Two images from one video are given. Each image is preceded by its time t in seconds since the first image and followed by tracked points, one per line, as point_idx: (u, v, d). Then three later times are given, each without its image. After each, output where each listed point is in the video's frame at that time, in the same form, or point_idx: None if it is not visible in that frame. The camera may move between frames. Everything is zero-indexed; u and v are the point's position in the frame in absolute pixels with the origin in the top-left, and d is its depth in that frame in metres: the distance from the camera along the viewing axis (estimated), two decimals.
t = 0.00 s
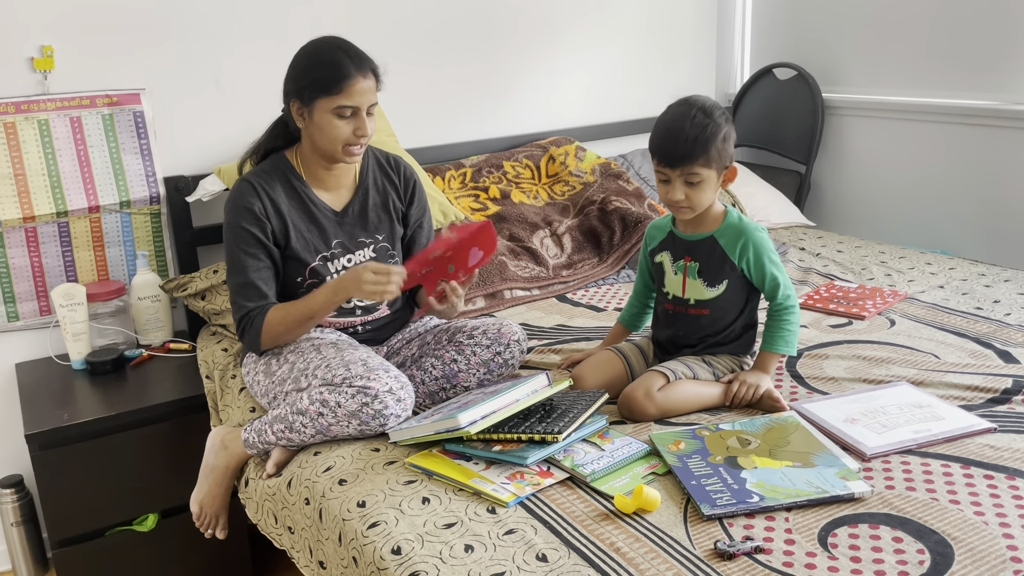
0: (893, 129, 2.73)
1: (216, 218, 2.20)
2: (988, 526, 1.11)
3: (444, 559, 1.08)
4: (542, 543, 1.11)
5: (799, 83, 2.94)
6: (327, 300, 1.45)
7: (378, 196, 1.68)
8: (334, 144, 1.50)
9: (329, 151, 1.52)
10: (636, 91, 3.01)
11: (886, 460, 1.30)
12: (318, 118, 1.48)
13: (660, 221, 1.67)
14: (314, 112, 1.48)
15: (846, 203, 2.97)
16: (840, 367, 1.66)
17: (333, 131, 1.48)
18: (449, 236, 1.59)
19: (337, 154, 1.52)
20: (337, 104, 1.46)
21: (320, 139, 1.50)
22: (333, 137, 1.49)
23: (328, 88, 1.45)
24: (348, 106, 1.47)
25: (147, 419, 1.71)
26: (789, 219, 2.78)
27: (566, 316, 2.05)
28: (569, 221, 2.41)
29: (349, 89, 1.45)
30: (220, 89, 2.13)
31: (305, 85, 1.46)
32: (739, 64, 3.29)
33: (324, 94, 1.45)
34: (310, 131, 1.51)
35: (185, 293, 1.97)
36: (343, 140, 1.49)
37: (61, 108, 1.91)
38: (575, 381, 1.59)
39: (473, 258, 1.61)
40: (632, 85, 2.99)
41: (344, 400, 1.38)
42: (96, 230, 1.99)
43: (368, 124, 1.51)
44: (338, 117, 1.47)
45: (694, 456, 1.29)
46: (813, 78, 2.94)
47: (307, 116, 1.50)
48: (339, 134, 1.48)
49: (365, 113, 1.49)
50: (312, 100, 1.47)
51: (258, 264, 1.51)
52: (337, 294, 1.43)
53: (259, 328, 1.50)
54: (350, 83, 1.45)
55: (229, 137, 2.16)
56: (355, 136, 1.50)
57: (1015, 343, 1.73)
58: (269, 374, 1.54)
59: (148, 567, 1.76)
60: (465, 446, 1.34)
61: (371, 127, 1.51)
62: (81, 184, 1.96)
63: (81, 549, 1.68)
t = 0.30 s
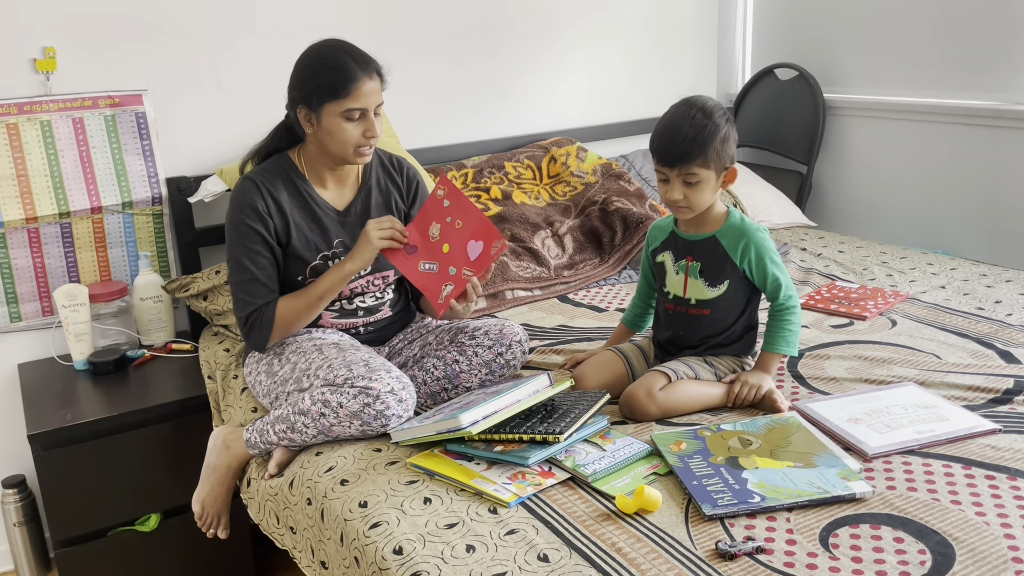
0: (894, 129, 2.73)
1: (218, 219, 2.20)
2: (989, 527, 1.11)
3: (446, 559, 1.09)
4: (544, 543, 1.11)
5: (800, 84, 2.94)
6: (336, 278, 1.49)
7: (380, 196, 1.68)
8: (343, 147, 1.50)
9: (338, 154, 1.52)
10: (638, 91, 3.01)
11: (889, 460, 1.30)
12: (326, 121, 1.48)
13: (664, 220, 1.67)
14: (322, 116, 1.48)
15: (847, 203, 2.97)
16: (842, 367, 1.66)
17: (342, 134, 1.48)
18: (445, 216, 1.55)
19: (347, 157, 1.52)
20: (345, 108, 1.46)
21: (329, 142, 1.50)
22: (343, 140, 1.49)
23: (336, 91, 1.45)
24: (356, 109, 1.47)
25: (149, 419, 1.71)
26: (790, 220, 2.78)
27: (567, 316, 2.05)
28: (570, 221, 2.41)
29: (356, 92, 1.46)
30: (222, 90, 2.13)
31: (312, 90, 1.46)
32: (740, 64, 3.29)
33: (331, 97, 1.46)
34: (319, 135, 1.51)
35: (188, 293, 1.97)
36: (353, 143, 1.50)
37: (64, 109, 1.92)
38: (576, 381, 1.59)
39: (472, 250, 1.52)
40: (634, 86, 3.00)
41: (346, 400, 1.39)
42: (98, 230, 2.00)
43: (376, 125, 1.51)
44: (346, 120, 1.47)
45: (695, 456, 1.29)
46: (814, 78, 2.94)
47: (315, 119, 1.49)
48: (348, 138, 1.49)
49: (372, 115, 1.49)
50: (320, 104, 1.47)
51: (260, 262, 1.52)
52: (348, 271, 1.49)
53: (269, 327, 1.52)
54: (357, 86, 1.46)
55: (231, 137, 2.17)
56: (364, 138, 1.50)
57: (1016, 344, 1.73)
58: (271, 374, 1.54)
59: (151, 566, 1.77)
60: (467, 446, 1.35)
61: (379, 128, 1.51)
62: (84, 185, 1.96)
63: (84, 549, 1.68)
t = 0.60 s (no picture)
0: (897, 129, 2.73)
1: (221, 219, 2.20)
2: (992, 528, 1.11)
3: (448, 560, 1.09)
4: (547, 544, 1.11)
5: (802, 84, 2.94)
6: (342, 276, 1.50)
7: (383, 195, 1.68)
8: (346, 148, 1.50)
9: (342, 155, 1.52)
10: (640, 92, 3.01)
11: (891, 461, 1.29)
12: (329, 123, 1.48)
13: (664, 221, 1.67)
14: (323, 118, 1.48)
15: (850, 204, 2.97)
16: (844, 368, 1.66)
17: (345, 136, 1.49)
18: (454, 220, 1.54)
19: (352, 158, 1.53)
20: (349, 110, 1.46)
21: (332, 144, 1.51)
22: (346, 142, 1.49)
23: (339, 94, 1.45)
24: (359, 111, 1.47)
25: (151, 420, 1.71)
26: (793, 220, 2.78)
27: (570, 317, 2.05)
28: (572, 222, 2.41)
29: (359, 94, 1.46)
30: (224, 91, 2.13)
31: (315, 93, 1.47)
32: (743, 65, 3.29)
33: (334, 99, 1.46)
34: (322, 137, 1.51)
35: (190, 294, 1.97)
36: (356, 145, 1.50)
37: (66, 111, 1.92)
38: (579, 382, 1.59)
39: (474, 251, 1.52)
40: (635, 87, 2.99)
41: (348, 401, 1.39)
42: (101, 231, 2.00)
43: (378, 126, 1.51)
44: (349, 122, 1.48)
45: (698, 456, 1.29)
46: (816, 79, 2.94)
47: (316, 121, 1.49)
48: (351, 140, 1.49)
49: (376, 116, 1.49)
50: (322, 106, 1.47)
51: (264, 260, 1.52)
52: (353, 268, 1.50)
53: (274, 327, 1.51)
54: (359, 88, 1.45)
55: (234, 138, 2.17)
56: (367, 139, 1.50)
57: (1019, 344, 1.73)
58: (273, 375, 1.54)
59: (153, 567, 1.77)
60: (469, 447, 1.35)
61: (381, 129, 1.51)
62: (86, 186, 1.97)
63: (87, 549, 1.68)
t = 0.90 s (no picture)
0: (899, 130, 2.73)
1: (223, 221, 2.21)
2: (994, 530, 1.10)
3: (450, 562, 1.09)
4: (549, 546, 1.11)
5: (805, 84, 2.94)
6: (341, 282, 1.49)
7: (385, 198, 1.68)
8: (337, 143, 1.49)
9: (334, 151, 1.52)
10: (642, 93, 3.01)
11: (894, 463, 1.29)
12: (320, 117, 1.48)
13: (660, 221, 1.67)
14: (313, 111, 1.48)
15: (852, 204, 2.96)
16: (847, 369, 1.66)
17: (336, 130, 1.48)
18: (456, 219, 1.54)
19: (342, 153, 1.52)
20: (337, 103, 1.46)
21: (324, 139, 1.50)
22: (335, 135, 1.48)
23: (328, 87, 1.45)
24: (348, 104, 1.46)
25: (154, 421, 1.71)
26: (796, 221, 2.77)
27: (572, 318, 2.05)
28: (575, 223, 2.41)
29: (347, 86, 1.45)
30: (227, 93, 2.13)
31: (307, 87, 1.47)
32: (745, 65, 3.29)
33: (323, 92, 1.46)
34: (316, 132, 1.51)
35: (192, 296, 1.98)
36: (347, 139, 1.49)
37: (69, 112, 1.92)
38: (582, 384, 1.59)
39: (483, 254, 1.54)
40: (638, 88, 2.99)
41: (350, 402, 1.39)
42: (104, 232, 2.00)
43: (371, 122, 1.50)
44: (338, 115, 1.47)
45: (700, 458, 1.29)
46: (819, 79, 2.94)
47: (308, 116, 1.50)
48: (341, 134, 1.48)
49: (367, 111, 1.48)
50: (314, 101, 1.47)
51: (265, 263, 1.52)
52: (351, 275, 1.48)
53: (272, 330, 1.52)
54: (349, 81, 1.45)
55: (237, 139, 2.17)
56: (357, 134, 1.48)
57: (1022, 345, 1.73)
58: (275, 377, 1.54)
59: (156, 568, 1.77)
60: (471, 448, 1.35)
61: (373, 124, 1.49)
62: (89, 188, 1.97)
63: (90, 550, 1.69)
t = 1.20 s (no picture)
0: (901, 130, 2.72)
1: (226, 222, 2.21)
2: (998, 531, 1.10)
3: (453, 563, 1.08)
4: (551, 548, 1.11)
5: (807, 85, 2.94)
6: (359, 321, 1.43)
7: (388, 200, 1.67)
8: (316, 128, 1.52)
9: (314, 138, 1.54)
10: (645, 94, 3.01)
11: (898, 464, 1.28)
12: (304, 104, 1.53)
13: (659, 220, 1.67)
14: (301, 98, 1.54)
15: (855, 205, 2.96)
16: (850, 370, 1.65)
17: (314, 113, 1.52)
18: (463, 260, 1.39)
19: (322, 142, 1.53)
20: (316, 86, 1.51)
21: (307, 127, 1.54)
22: (312, 119, 1.52)
23: (309, 72, 1.51)
24: (325, 87, 1.51)
25: (156, 423, 1.71)
26: (798, 222, 2.77)
27: (574, 319, 2.05)
28: (577, 224, 2.41)
29: (325, 69, 1.50)
30: (229, 94, 2.14)
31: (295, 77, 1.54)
32: (748, 66, 3.29)
33: (306, 78, 1.52)
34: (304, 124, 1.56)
35: (195, 297, 1.98)
36: (323, 123, 1.51)
37: (72, 114, 1.93)
38: (585, 382, 1.59)
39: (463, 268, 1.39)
40: (640, 88, 2.99)
41: (352, 403, 1.39)
42: (106, 234, 2.00)
43: (350, 109, 1.52)
44: (317, 99, 1.51)
45: (703, 459, 1.29)
46: (821, 79, 2.94)
47: (297, 105, 1.56)
48: (317, 117, 1.51)
49: (344, 96, 1.51)
50: (299, 89, 1.53)
51: (267, 262, 1.51)
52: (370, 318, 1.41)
53: (284, 326, 1.48)
54: (328, 65, 1.50)
55: (239, 141, 2.18)
56: (332, 118, 1.51)
57: None
58: (277, 378, 1.54)
59: (159, 569, 1.77)
60: (473, 449, 1.35)
61: (350, 110, 1.51)
62: (92, 190, 1.97)
63: (93, 552, 1.69)
